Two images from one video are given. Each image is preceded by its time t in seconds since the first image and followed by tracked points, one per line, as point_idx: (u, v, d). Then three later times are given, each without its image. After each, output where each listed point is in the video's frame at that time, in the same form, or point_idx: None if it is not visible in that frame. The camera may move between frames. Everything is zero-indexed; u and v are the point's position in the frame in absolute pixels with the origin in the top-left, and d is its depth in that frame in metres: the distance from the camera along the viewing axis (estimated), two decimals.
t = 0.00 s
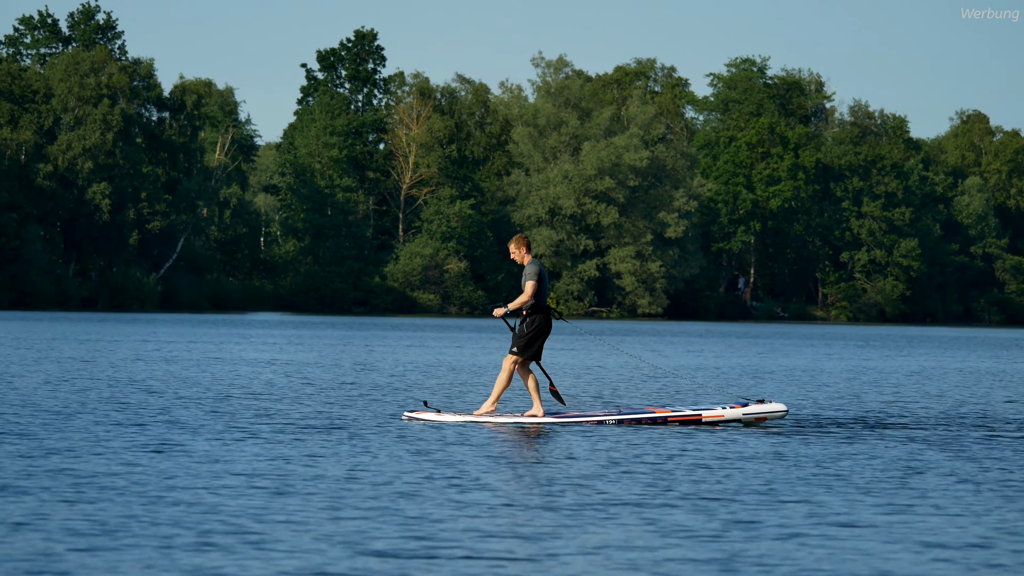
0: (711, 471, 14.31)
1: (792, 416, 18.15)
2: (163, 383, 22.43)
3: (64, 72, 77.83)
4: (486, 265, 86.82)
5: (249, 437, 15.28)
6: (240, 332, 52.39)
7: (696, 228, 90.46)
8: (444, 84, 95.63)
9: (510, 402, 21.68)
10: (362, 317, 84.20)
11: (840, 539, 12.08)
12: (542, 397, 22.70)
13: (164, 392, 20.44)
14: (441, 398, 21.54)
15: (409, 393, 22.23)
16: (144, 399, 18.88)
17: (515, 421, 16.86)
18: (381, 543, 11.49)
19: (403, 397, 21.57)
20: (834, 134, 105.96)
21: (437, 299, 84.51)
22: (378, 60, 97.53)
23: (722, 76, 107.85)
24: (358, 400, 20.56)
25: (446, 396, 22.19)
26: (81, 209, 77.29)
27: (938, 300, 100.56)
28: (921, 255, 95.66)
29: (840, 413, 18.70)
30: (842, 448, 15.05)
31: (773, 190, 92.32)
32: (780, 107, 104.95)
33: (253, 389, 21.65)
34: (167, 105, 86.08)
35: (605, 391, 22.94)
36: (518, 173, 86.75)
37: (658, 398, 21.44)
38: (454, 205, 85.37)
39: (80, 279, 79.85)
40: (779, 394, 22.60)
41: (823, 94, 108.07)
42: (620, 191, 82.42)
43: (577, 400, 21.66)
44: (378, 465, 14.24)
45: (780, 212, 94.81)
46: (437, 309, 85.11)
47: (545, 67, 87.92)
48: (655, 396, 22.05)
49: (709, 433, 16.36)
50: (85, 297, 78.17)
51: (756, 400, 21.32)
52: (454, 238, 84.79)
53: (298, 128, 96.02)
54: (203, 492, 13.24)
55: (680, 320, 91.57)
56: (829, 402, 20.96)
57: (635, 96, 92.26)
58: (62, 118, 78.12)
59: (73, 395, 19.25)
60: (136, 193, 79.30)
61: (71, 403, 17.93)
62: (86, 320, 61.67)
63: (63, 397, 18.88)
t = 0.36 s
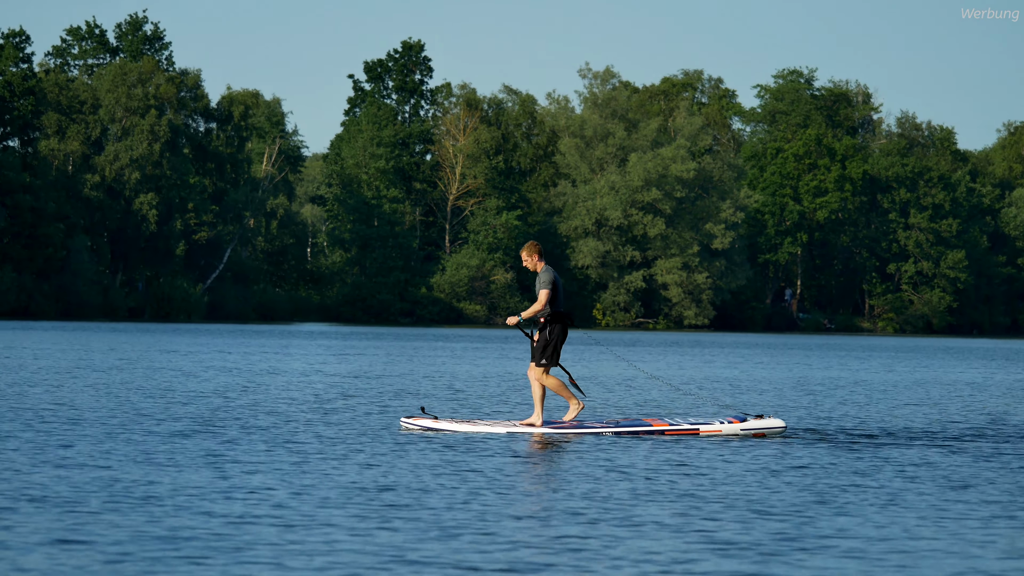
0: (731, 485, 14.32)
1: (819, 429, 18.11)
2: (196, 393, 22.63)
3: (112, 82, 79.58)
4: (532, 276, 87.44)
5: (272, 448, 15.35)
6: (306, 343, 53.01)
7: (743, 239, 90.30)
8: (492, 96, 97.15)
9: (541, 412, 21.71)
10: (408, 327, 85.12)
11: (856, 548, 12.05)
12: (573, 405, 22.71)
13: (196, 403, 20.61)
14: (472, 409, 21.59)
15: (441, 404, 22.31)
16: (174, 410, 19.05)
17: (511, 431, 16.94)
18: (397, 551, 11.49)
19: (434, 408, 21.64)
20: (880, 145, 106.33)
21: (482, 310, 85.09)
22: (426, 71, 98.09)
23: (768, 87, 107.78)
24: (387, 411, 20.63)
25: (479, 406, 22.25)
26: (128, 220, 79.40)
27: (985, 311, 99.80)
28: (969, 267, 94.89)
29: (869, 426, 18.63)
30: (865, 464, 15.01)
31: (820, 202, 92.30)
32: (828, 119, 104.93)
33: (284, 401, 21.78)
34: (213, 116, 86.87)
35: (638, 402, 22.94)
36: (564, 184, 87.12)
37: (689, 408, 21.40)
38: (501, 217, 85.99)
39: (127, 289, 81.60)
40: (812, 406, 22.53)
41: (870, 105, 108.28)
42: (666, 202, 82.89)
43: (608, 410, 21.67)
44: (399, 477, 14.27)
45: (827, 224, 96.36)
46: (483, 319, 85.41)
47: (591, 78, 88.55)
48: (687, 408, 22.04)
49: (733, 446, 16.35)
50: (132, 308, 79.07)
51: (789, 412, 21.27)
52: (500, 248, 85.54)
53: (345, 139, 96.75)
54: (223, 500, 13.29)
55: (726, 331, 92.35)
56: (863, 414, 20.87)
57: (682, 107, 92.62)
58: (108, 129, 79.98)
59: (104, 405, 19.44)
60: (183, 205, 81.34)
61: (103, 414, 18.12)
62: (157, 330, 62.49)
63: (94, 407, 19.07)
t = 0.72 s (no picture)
0: (738, 491, 14.18)
1: (830, 433, 17.97)
2: (208, 396, 22.60)
3: (133, 85, 80.05)
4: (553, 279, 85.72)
5: (277, 453, 15.25)
6: (335, 346, 53.09)
7: (763, 242, 90.28)
8: (511, 99, 97.56)
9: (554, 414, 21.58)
10: (427, 330, 85.23)
11: (863, 552, 11.90)
12: (586, 408, 22.57)
13: (206, 407, 20.56)
14: (484, 413, 21.49)
15: (454, 408, 22.21)
16: (183, 414, 18.99)
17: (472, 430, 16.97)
18: (399, 555, 11.35)
19: (446, 411, 21.54)
20: (901, 148, 106.29)
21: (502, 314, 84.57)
22: (446, 74, 98.30)
23: (789, 91, 108.05)
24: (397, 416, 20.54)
25: (492, 411, 22.15)
26: (148, 223, 79.91)
27: (1006, 315, 99.31)
28: (990, 271, 94.47)
29: (883, 430, 18.47)
30: (875, 472, 14.86)
31: (840, 205, 92.24)
32: (848, 122, 105.04)
33: (294, 404, 21.71)
34: (234, 119, 87.11)
35: (652, 407, 22.80)
36: (584, 187, 87.30)
37: (695, 412, 21.26)
38: (520, 219, 85.41)
39: (147, 293, 82.66)
40: (827, 410, 22.37)
41: (890, 109, 108.28)
42: (687, 205, 83.04)
43: (621, 413, 21.53)
44: (402, 483, 14.14)
45: (848, 227, 95.16)
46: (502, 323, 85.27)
47: (612, 81, 88.95)
48: (701, 411, 21.89)
49: (742, 451, 16.21)
50: (152, 311, 79.72)
51: (804, 416, 21.10)
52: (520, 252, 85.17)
53: (366, 142, 96.93)
54: (225, 504, 13.18)
55: (746, 334, 92.04)
56: (878, 418, 20.69)
57: (702, 111, 92.66)
58: (129, 132, 80.63)
59: (113, 409, 19.41)
60: (204, 208, 81.68)
61: (111, 418, 18.09)
62: (184, 334, 62.59)
63: (103, 411, 19.04)
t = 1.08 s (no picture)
0: (756, 495, 14.16)
1: (849, 437, 17.92)
2: (228, 400, 22.61)
3: (158, 88, 80.49)
4: (579, 282, 84.93)
5: (295, 458, 15.22)
6: (368, 350, 52.99)
7: (789, 245, 90.45)
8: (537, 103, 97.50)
9: (572, 416, 21.57)
10: (453, 333, 85.42)
11: (882, 554, 11.87)
12: (599, 410, 22.61)
13: (222, 409, 20.66)
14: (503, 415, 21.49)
15: (473, 412, 22.19)
16: (203, 418, 19.00)
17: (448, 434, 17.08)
18: (417, 557, 11.33)
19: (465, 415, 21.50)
20: (927, 151, 106.15)
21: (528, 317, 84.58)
22: (471, 77, 98.19)
23: (814, 93, 108.01)
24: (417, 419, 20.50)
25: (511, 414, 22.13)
26: (174, 226, 80.43)
27: None
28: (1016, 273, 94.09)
29: (903, 434, 18.40)
30: (894, 477, 14.81)
31: (866, 208, 92.50)
32: (873, 125, 104.94)
33: (313, 407, 21.70)
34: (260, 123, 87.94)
35: (671, 410, 22.77)
36: (610, 191, 87.65)
37: (695, 415, 21.33)
38: (546, 222, 83.78)
39: (175, 295, 83.95)
40: (847, 414, 22.32)
41: (916, 112, 108.22)
42: (712, 208, 83.82)
43: (641, 416, 21.51)
44: (420, 487, 14.10)
45: (873, 230, 95.29)
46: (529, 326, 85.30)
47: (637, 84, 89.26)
48: (721, 415, 21.86)
49: (760, 454, 16.17)
50: (180, 315, 80.63)
51: (824, 419, 21.06)
52: (545, 255, 83.10)
53: (390, 146, 96.76)
54: (245, 506, 13.17)
55: (772, 337, 91.98)
56: (898, 422, 20.63)
57: (728, 114, 92.82)
58: (154, 136, 81.74)
59: (133, 413, 19.42)
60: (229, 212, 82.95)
61: (132, 422, 18.10)
62: (216, 337, 62.86)
63: (123, 415, 19.07)
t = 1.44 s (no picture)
0: (763, 497, 14.14)
1: (855, 438, 17.88)
2: (236, 402, 22.61)
3: (175, 91, 81.83)
4: (593, 284, 86.08)
5: (301, 460, 15.21)
6: (386, 352, 53.01)
7: (804, 246, 90.51)
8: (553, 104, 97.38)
9: (581, 417, 21.53)
10: (468, 335, 85.55)
11: (891, 554, 11.83)
12: (599, 411, 22.58)
13: (220, 411, 20.67)
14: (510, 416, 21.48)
15: (481, 413, 22.17)
16: (210, 420, 19.01)
17: (425, 434, 17.07)
18: (424, 557, 11.30)
19: (472, 416, 21.49)
20: (943, 152, 106.00)
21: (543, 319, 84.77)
22: (487, 79, 98.01)
23: (830, 95, 107.96)
24: (424, 421, 20.48)
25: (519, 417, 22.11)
26: (189, 228, 80.73)
27: None
28: None
29: (911, 435, 18.36)
30: (901, 480, 14.77)
31: (882, 210, 92.39)
32: (889, 126, 104.71)
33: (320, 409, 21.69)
34: (275, 124, 88.22)
35: (680, 411, 22.74)
36: (625, 193, 87.81)
37: (696, 417, 21.27)
38: (562, 225, 84.14)
39: (188, 298, 84.17)
40: (856, 415, 22.26)
41: (932, 113, 108.06)
42: (727, 210, 83.69)
43: (649, 417, 21.48)
44: (426, 489, 14.08)
45: (889, 232, 95.27)
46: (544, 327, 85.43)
47: (652, 86, 89.50)
48: (729, 416, 21.83)
49: (766, 457, 16.14)
50: (195, 316, 80.84)
51: (832, 421, 21.01)
52: (561, 257, 84.04)
53: (406, 147, 96.66)
54: (251, 507, 13.16)
55: (787, 339, 91.95)
56: (907, 424, 20.57)
57: (744, 116, 92.81)
58: (170, 137, 82.14)
59: (141, 415, 19.42)
60: (245, 213, 83.21)
61: (139, 424, 18.13)
62: (234, 339, 62.95)
63: (130, 417, 19.08)
